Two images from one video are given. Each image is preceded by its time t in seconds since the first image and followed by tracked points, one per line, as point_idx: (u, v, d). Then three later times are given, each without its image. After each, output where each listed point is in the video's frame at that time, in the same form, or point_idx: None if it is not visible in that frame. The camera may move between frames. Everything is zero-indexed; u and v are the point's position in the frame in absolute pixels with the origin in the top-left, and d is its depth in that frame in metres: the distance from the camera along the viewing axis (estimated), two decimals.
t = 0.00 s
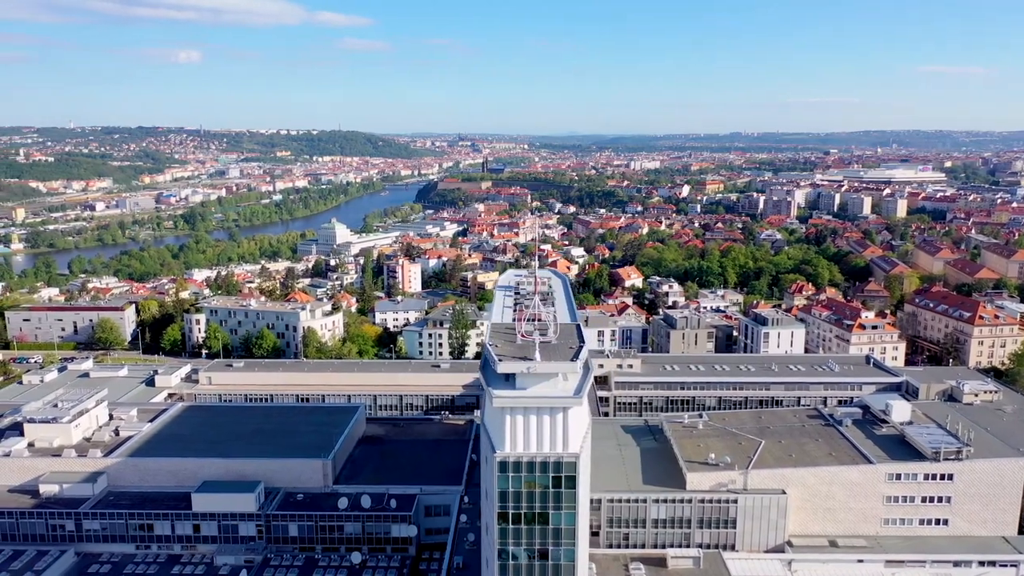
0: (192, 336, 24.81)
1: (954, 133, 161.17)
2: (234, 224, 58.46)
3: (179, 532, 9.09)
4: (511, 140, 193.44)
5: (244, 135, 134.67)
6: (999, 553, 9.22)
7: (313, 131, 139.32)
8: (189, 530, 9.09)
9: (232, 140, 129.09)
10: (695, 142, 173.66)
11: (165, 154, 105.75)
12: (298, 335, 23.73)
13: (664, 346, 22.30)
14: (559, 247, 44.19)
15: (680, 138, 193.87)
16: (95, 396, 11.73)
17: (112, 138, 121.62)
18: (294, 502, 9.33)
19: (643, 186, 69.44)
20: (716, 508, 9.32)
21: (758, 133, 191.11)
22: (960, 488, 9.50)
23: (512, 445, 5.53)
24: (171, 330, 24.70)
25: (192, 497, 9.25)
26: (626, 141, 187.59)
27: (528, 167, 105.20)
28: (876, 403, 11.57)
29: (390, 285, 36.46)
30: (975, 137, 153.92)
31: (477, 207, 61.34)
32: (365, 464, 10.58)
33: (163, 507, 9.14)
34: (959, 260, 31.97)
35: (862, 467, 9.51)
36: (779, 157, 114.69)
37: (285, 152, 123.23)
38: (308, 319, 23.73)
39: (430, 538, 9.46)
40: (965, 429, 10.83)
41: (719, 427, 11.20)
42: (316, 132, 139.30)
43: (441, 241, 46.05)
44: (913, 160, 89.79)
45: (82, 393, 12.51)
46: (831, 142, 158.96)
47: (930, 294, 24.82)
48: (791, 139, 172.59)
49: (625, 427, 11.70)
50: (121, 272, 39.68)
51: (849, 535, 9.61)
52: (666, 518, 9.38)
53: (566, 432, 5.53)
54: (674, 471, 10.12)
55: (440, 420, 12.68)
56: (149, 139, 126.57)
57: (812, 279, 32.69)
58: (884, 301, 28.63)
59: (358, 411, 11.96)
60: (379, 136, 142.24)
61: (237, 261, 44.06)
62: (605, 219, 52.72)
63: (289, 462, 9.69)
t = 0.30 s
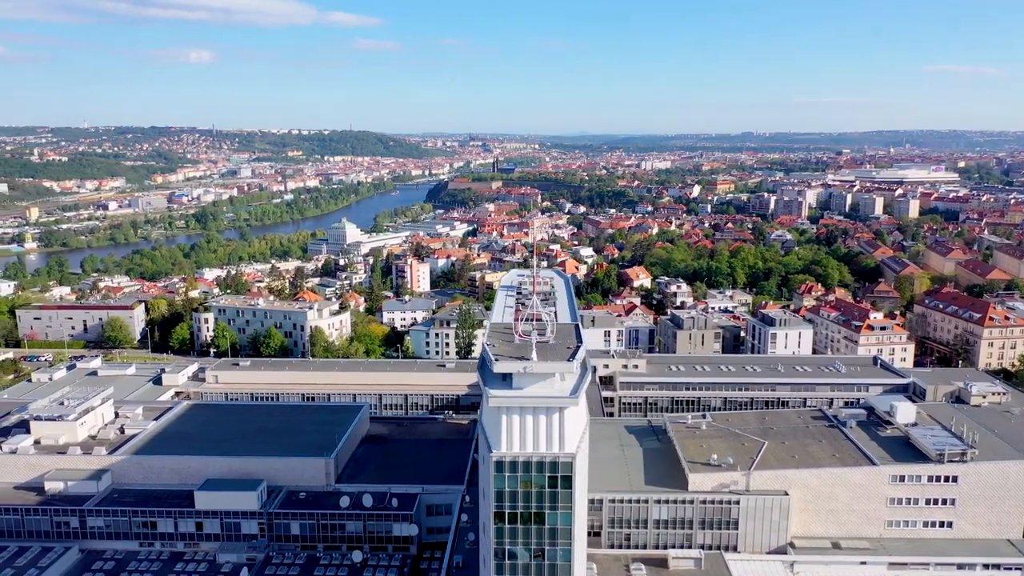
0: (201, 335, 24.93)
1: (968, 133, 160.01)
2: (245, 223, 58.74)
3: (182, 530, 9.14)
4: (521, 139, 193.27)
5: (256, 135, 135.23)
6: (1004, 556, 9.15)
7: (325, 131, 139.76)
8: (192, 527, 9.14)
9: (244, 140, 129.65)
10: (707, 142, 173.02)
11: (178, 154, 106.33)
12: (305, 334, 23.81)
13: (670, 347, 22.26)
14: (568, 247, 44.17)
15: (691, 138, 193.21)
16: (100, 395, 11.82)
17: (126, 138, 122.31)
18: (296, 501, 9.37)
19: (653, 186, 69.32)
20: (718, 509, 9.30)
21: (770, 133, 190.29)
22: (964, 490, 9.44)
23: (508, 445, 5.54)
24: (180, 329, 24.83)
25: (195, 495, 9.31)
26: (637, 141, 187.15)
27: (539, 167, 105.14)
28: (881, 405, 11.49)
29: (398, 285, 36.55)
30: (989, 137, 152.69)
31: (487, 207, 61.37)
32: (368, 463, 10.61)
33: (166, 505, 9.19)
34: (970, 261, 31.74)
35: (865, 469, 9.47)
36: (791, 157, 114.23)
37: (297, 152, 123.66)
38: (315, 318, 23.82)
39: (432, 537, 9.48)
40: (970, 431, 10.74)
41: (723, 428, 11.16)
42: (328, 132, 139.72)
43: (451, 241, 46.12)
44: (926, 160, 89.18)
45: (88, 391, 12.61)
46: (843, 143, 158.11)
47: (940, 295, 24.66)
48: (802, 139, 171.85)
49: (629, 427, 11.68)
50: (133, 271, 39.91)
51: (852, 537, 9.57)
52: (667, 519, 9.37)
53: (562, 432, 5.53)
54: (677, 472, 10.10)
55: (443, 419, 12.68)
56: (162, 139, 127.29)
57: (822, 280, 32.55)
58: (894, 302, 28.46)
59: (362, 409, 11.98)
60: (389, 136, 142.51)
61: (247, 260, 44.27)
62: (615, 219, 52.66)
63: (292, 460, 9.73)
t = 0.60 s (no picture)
0: (209, 334, 25.04)
1: (980, 133, 158.88)
2: (255, 223, 58.96)
3: (185, 528, 9.19)
4: (531, 139, 193.14)
5: (267, 135, 135.73)
6: (1008, 559, 9.08)
7: (335, 131, 140.12)
8: (195, 525, 9.18)
9: (254, 140, 130.12)
10: (717, 142, 172.43)
11: (189, 154, 106.82)
12: (312, 333, 23.88)
13: (676, 347, 22.21)
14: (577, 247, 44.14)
15: (702, 138, 192.59)
16: (106, 393, 11.88)
17: (137, 138, 122.91)
18: (298, 500, 9.39)
19: (663, 186, 69.19)
20: (720, 511, 9.29)
21: (781, 133, 189.53)
22: (968, 492, 9.38)
23: (505, 445, 5.55)
24: (188, 328, 24.94)
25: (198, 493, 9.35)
26: (647, 141, 186.84)
27: (549, 167, 105.08)
28: (886, 406, 11.43)
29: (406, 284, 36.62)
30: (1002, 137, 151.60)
31: (496, 207, 61.36)
32: (371, 462, 10.63)
33: (169, 503, 9.25)
34: (980, 262, 31.54)
35: (868, 470, 9.42)
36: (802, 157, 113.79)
37: (307, 151, 124.04)
38: (322, 318, 23.89)
39: (433, 536, 9.49)
40: (976, 433, 10.66)
41: (726, 429, 11.14)
42: (338, 132, 140.07)
43: (459, 241, 46.17)
44: (939, 160, 88.62)
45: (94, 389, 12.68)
46: (854, 142, 157.24)
47: (949, 296, 24.52)
48: (813, 139, 171.13)
49: (631, 427, 11.68)
50: (144, 270, 40.10)
51: (855, 538, 9.52)
52: (669, 520, 9.36)
53: (559, 432, 5.53)
54: (679, 472, 10.09)
55: (447, 419, 12.68)
56: (174, 139, 127.90)
57: (830, 280, 32.41)
58: (902, 303, 28.31)
59: (365, 408, 12.00)
60: (399, 135, 142.75)
61: (257, 259, 44.44)
62: (624, 219, 52.60)
63: (294, 459, 9.76)
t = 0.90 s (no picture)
0: (217, 333, 25.17)
1: (995, 133, 157.71)
2: (266, 222, 59.21)
3: (188, 526, 9.24)
4: (543, 139, 192.97)
5: (278, 135, 136.32)
6: (1011, 562, 9.03)
7: (346, 131, 140.52)
8: (197, 523, 9.24)
9: (266, 140, 130.65)
10: (729, 142, 171.76)
11: (201, 154, 107.40)
12: (319, 333, 23.95)
13: (683, 348, 22.16)
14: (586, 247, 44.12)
15: (713, 138, 191.89)
16: (112, 391, 11.96)
17: (150, 138, 123.63)
18: (300, 499, 9.42)
19: (673, 186, 69.03)
20: (722, 511, 9.27)
21: (793, 133, 188.65)
22: (972, 494, 9.32)
23: (502, 444, 5.56)
24: (197, 326, 25.06)
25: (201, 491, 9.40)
26: (658, 141, 186.44)
27: (560, 167, 105.04)
28: (891, 407, 11.37)
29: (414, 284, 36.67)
30: (1017, 138, 150.26)
31: (506, 207, 61.36)
32: (374, 461, 10.66)
33: (173, 501, 9.30)
34: (992, 263, 31.30)
35: (871, 472, 9.37)
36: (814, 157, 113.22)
37: (318, 151, 124.44)
38: (329, 317, 23.97)
39: (435, 535, 9.49)
40: (980, 435, 10.59)
41: (729, 429, 11.11)
42: (348, 132, 140.43)
43: (468, 241, 46.23)
44: (952, 160, 87.92)
45: (100, 387, 12.77)
46: (867, 142, 156.29)
47: (959, 297, 24.37)
48: (826, 139, 170.25)
49: (635, 427, 11.67)
50: (155, 269, 40.31)
51: (858, 540, 9.47)
52: (671, 520, 9.34)
53: (555, 432, 5.54)
54: (681, 473, 10.07)
55: (450, 419, 12.67)
56: (186, 139, 128.60)
57: (840, 281, 32.25)
58: (912, 304, 28.12)
59: (369, 408, 12.02)
60: (410, 135, 142.98)
61: (268, 259, 44.62)
62: (634, 219, 52.55)
63: (297, 458, 9.80)
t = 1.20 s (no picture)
0: (224, 332, 25.29)
1: (1007, 133, 156.62)
2: (275, 222, 59.42)
3: (191, 524, 9.29)
4: (552, 139, 192.84)
5: (288, 135, 136.78)
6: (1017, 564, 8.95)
7: (356, 132, 140.88)
8: (200, 521, 9.28)
9: (276, 140, 131.14)
10: (738, 142, 171.16)
11: (212, 154, 107.87)
12: (326, 332, 24.01)
13: (689, 348, 22.09)
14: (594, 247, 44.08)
15: (723, 138, 191.28)
16: (117, 389, 12.04)
17: (161, 138, 124.25)
18: (302, 497, 9.45)
19: (682, 186, 68.88)
20: (723, 512, 9.24)
21: (804, 133, 187.82)
22: (977, 496, 9.26)
23: (498, 444, 5.56)
24: (204, 326, 25.18)
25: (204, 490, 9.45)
26: (668, 141, 186.03)
27: (569, 168, 104.93)
28: (895, 409, 11.29)
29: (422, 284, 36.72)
30: None
31: (515, 207, 61.36)
32: (376, 461, 10.68)
33: (176, 499, 9.35)
34: (1003, 264, 31.08)
35: (874, 473, 9.32)
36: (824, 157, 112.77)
37: (328, 151, 124.81)
38: (336, 317, 24.02)
39: (436, 534, 9.51)
40: (986, 437, 10.52)
41: (733, 430, 11.08)
42: (358, 132, 140.78)
43: (477, 241, 46.24)
44: (964, 160, 87.37)
45: (106, 386, 12.85)
46: (878, 142, 155.50)
47: (969, 298, 24.20)
48: (836, 139, 169.55)
49: (638, 427, 11.67)
50: (165, 269, 40.51)
51: (861, 542, 9.43)
52: (672, 521, 9.33)
53: (552, 432, 5.53)
54: (683, 474, 10.06)
55: (454, 419, 12.68)
56: (197, 139, 129.19)
57: (849, 282, 32.11)
58: (921, 305, 27.97)
59: (372, 407, 12.05)
60: (420, 135, 143.20)
61: (277, 258, 44.79)
62: (643, 219, 52.48)
63: (300, 457, 9.83)
